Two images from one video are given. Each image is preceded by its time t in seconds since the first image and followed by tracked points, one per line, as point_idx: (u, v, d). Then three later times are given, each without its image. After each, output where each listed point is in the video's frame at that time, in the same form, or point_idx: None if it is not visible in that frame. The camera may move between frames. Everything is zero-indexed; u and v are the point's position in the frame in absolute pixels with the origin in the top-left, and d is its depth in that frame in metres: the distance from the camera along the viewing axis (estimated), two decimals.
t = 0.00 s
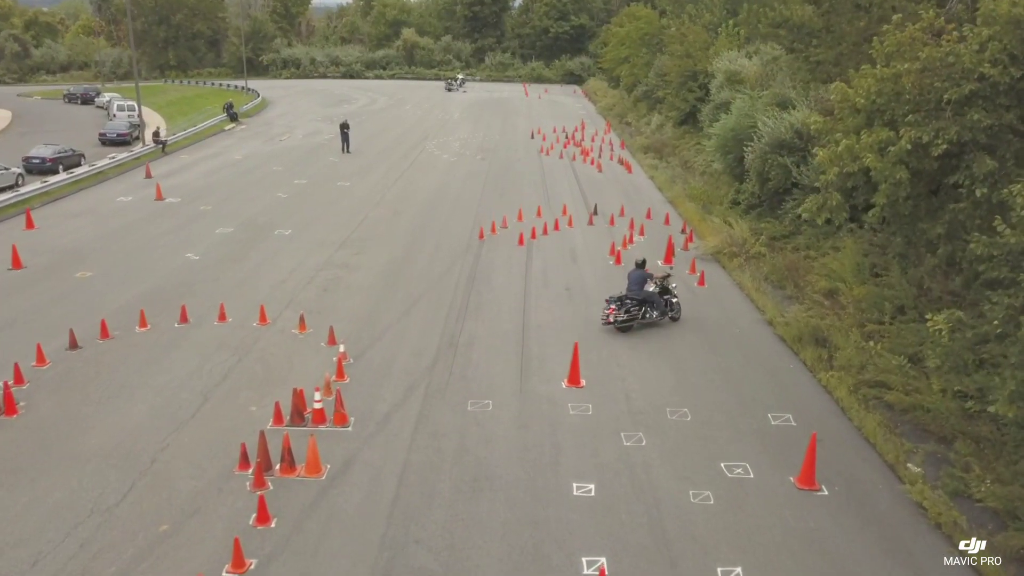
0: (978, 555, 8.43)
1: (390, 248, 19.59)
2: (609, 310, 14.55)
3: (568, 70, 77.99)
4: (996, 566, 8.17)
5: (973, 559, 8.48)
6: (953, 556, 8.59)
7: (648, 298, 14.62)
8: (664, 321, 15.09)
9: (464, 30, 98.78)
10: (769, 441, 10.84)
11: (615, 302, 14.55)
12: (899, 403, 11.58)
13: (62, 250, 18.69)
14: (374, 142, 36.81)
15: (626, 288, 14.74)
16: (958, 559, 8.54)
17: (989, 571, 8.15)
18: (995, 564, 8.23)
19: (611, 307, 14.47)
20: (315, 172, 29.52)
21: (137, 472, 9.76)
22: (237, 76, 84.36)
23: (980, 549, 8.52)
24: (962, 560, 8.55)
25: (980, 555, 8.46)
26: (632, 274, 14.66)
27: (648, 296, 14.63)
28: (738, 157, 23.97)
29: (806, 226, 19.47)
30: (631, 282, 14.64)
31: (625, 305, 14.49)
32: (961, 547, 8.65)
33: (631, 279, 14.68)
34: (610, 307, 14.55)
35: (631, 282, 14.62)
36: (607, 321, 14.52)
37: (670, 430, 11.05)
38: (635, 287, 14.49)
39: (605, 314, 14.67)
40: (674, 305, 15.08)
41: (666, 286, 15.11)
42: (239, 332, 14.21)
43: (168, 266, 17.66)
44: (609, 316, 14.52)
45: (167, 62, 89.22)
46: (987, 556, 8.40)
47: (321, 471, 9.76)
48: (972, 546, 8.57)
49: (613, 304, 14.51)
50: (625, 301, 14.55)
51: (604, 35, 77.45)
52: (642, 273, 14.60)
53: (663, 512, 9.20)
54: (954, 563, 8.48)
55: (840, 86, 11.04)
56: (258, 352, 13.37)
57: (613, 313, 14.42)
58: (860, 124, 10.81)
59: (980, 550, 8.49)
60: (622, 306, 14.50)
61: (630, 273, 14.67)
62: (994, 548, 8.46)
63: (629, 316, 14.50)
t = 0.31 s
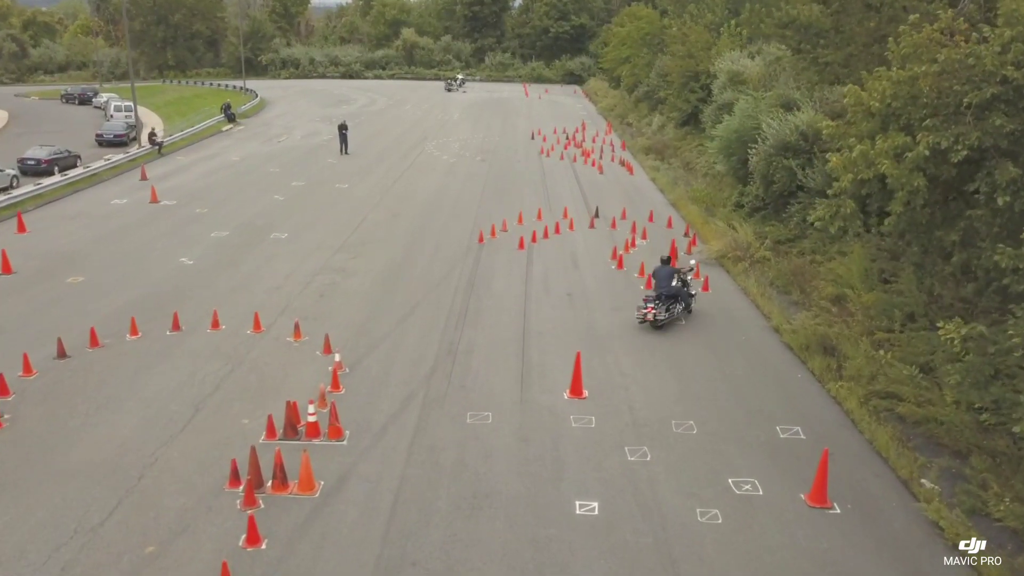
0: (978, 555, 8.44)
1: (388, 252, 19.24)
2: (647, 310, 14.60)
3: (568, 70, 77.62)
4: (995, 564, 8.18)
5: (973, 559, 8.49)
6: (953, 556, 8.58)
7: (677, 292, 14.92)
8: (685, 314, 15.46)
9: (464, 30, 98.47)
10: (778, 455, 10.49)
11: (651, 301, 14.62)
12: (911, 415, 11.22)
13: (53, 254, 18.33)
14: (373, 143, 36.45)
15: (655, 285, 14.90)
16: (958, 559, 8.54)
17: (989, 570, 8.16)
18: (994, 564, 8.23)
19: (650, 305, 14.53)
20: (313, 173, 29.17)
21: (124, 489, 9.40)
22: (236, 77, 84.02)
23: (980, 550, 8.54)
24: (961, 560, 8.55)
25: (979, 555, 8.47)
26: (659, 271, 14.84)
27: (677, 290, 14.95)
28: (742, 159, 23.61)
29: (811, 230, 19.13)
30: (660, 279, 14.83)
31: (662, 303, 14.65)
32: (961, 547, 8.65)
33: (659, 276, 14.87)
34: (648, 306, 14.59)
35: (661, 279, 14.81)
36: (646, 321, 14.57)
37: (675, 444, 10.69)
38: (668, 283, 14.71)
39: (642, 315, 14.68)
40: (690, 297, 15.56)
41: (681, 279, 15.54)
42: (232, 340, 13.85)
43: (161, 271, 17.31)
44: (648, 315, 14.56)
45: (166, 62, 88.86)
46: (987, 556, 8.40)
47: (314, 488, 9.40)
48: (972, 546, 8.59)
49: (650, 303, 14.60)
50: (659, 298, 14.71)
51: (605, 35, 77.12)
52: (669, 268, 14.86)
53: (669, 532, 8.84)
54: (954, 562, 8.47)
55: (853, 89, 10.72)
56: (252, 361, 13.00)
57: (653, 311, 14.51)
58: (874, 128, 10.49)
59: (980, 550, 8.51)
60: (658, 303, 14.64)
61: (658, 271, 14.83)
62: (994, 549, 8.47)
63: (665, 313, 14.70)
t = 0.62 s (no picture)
0: (978, 555, 8.44)
1: (386, 256, 18.92)
2: (667, 307, 14.69)
3: (568, 70, 77.30)
4: (995, 565, 8.19)
5: (973, 559, 8.49)
6: (953, 556, 8.59)
7: (692, 287, 15.06)
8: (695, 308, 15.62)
9: (464, 30, 98.16)
10: (787, 469, 10.17)
11: (672, 298, 14.70)
12: (924, 427, 10.90)
13: (46, 258, 18.01)
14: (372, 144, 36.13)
15: (671, 282, 14.99)
16: (959, 559, 8.54)
17: (988, 570, 8.18)
18: (994, 564, 8.24)
19: (672, 302, 14.62)
20: (311, 175, 28.84)
21: (111, 506, 9.09)
22: (235, 77, 83.73)
23: (980, 550, 8.54)
24: (961, 560, 8.55)
25: (980, 555, 8.47)
26: (674, 268, 14.94)
27: (691, 285, 15.09)
28: (746, 161, 23.29)
29: (816, 233, 18.82)
30: (677, 276, 14.90)
31: (681, 299, 14.77)
32: (961, 547, 8.65)
33: (674, 273, 14.96)
34: (668, 304, 14.67)
35: (677, 276, 14.91)
36: (668, 317, 14.65)
37: (681, 458, 10.37)
38: (685, 279, 14.82)
39: (662, 312, 14.75)
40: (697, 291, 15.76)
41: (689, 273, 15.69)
42: (227, 347, 13.54)
43: (155, 276, 16.99)
44: (669, 313, 14.65)
45: (165, 62, 88.54)
46: (987, 556, 8.41)
47: (308, 504, 9.07)
48: (972, 547, 8.59)
49: (670, 301, 14.67)
50: (677, 294, 14.81)
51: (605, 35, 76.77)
52: (683, 265, 14.98)
53: (676, 550, 8.54)
54: (955, 562, 8.48)
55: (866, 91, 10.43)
56: (245, 370, 12.67)
57: (674, 308, 14.61)
58: (888, 132, 10.21)
59: (980, 549, 8.54)
60: (678, 299, 14.74)
61: (673, 268, 14.91)
62: (994, 550, 8.48)
63: (684, 309, 14.86)
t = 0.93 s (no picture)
0: (978, 555, 8.39)
1: (384, 259, 18.64)
2: (678, 305, 14.82)
3: (568, 70, 77.03)
4: (995, 565, 8.14)
5: (973, 559, 8.45)
6: (953, 556, 8.56)
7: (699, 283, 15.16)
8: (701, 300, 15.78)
9: (464, 29, 97.91)
10: (796, 483, 9.89)
11: (681, 296, 14.82)
12: (936, 437, 10.60)
13: (39, 262, 17.73)
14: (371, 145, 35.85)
15: (678, 279, 15.06)
16: (958, 559, 8.51)
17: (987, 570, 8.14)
18: (994, 565, 8.20)
19: (682, 300, 14.75)
20: (309, 176, 28.55)
21: (99, 521, 8.80)
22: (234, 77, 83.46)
23: (980, 550, 8.50)
24: (962, 560, 8.51)
25: (980, 555, 8.43)
26: (681, 266, 14.97)
27: (698, 281, 15.21)
28: (749, 163, 23.03)
29: (820, 236, 18.56)
30: (684, 273, 14.95)
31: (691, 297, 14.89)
32: (961, 547, 8.60)
33: (681, 270, 15.01)
34: (679, 302, 14.80)
35: (684, 273, 14.96)
36: (679, 315, 14.81)
37: (686, 470, 10.08)
38: (693, 277, 14.90)
39: (673, 311, 14.90)
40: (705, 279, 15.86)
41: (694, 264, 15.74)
42: (221, 354, 13.25)
43: (149, 280, 16.70)
44: (680, 311, 14.80)
45: (163, 62, 88.29)
46: (987, 556, 8.37)
47: (301, 520, 8.78)
48: (972, 546, 8.55)
49: (680, 299, 14.79)
50: (686, 292, 14.92)
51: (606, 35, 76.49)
52: (690, 262, 15.02)
53: (682, 567, 8.25)
54: (955, 563, 8.45)
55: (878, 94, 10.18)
56: (240, 378, 12.38)
57: (685, 306, 14.75)
58: (902, 136, 9.96)
59: (980, 549, 8.48)
60: (688, 297, 14.87)
61: (681, 266, 14.95)
62: (994, 549, 8.45)
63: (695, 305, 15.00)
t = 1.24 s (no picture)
0: (979, 555, 8.47)
1: (382, 264, 18.29)
2: (687, 303, 14.98)
3: (568, 70, 76.68)
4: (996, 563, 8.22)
5: (973, 559, 8.52)
6: (954, 556, 8.57)
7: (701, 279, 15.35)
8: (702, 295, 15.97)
9: (463, 29, 97.57)
10: (807, 499, 9.55)
11: (689, 295, 14.97)
12: (951, 452, 10.20)
13: (30, 267, 17.38)
14: (370, 146, 35.51)
15: (683, 277, 15.18)
16: (959, 559, 8.54)
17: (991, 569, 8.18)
18: (996, 564, 8.26)
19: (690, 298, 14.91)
20: (307, 178, 28.19)
21: (83, 542, 8.45)
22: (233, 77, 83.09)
23: (980, 550, 8.57)
24: (962, 560, 8.55)
25: (980, 555, 8.49)
26: (684, 263, 15.10)
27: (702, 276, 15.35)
28: (753, 165, 22.66)
29: (826, 240, 18.19)
30: (687, 271, 15.10)
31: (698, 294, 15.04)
32: (961, 548, 8.68)
33: (684, 269, 15.13)
34: (687, 301, 14.97)
35: (688, 271, 15.10)
36: (689, 313, 14.98)
37: (694, 487, 9.72)
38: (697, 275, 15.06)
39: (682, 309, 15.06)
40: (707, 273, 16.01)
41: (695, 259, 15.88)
42: (213, 363, 12.89)
43: (141, 286, 16.36)
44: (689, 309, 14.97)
45: (161, 61, 87.93)
46: (987, 556, 8.44)
47: (293, 541, 8.43)
48: (972, 547, 8.63)
49: (688, 297, 14.95)
50: (693, 290, 15.07)
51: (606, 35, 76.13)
52: (692, 259, 15.15)
53: None
54: (956, 563, 8.46)
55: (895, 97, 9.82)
56: (232, 388, 12.03)
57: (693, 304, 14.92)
58: (920, 141, 9.63)
59: (980, 549, 8.57)
60: (695, 294, 15.04)
61: (684, 264, 15.07)
62: (994, 549, 8.53)
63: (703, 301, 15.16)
